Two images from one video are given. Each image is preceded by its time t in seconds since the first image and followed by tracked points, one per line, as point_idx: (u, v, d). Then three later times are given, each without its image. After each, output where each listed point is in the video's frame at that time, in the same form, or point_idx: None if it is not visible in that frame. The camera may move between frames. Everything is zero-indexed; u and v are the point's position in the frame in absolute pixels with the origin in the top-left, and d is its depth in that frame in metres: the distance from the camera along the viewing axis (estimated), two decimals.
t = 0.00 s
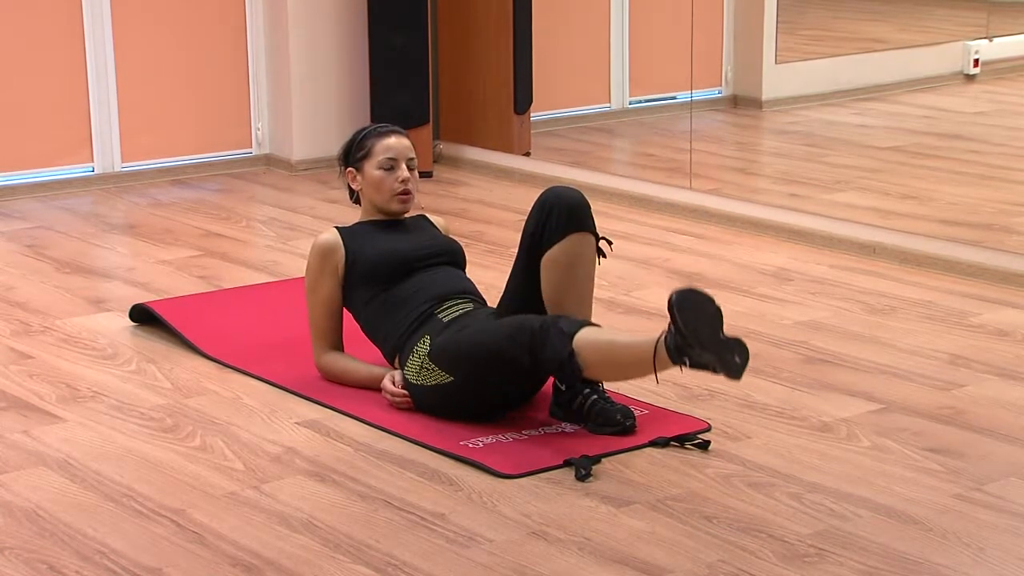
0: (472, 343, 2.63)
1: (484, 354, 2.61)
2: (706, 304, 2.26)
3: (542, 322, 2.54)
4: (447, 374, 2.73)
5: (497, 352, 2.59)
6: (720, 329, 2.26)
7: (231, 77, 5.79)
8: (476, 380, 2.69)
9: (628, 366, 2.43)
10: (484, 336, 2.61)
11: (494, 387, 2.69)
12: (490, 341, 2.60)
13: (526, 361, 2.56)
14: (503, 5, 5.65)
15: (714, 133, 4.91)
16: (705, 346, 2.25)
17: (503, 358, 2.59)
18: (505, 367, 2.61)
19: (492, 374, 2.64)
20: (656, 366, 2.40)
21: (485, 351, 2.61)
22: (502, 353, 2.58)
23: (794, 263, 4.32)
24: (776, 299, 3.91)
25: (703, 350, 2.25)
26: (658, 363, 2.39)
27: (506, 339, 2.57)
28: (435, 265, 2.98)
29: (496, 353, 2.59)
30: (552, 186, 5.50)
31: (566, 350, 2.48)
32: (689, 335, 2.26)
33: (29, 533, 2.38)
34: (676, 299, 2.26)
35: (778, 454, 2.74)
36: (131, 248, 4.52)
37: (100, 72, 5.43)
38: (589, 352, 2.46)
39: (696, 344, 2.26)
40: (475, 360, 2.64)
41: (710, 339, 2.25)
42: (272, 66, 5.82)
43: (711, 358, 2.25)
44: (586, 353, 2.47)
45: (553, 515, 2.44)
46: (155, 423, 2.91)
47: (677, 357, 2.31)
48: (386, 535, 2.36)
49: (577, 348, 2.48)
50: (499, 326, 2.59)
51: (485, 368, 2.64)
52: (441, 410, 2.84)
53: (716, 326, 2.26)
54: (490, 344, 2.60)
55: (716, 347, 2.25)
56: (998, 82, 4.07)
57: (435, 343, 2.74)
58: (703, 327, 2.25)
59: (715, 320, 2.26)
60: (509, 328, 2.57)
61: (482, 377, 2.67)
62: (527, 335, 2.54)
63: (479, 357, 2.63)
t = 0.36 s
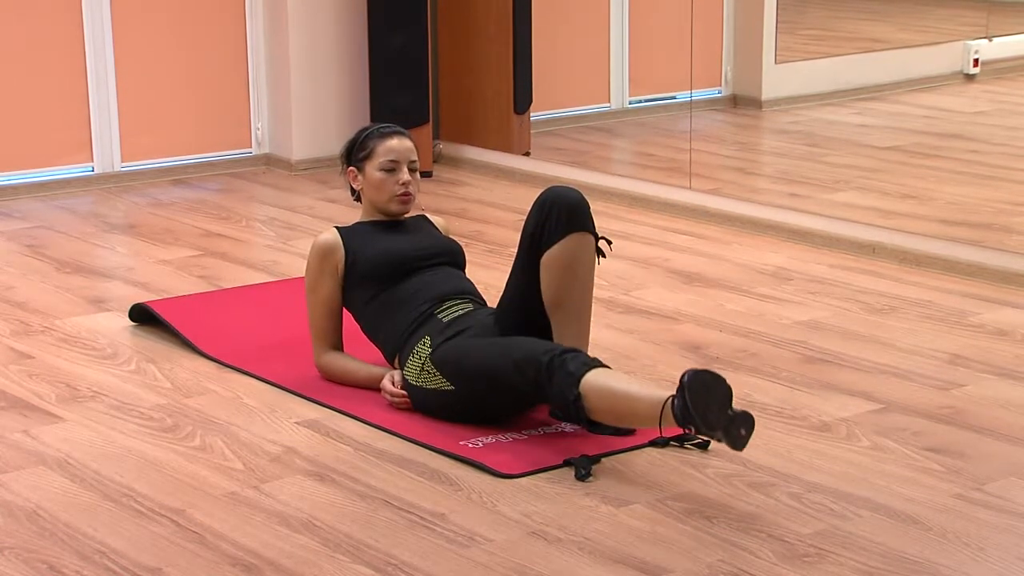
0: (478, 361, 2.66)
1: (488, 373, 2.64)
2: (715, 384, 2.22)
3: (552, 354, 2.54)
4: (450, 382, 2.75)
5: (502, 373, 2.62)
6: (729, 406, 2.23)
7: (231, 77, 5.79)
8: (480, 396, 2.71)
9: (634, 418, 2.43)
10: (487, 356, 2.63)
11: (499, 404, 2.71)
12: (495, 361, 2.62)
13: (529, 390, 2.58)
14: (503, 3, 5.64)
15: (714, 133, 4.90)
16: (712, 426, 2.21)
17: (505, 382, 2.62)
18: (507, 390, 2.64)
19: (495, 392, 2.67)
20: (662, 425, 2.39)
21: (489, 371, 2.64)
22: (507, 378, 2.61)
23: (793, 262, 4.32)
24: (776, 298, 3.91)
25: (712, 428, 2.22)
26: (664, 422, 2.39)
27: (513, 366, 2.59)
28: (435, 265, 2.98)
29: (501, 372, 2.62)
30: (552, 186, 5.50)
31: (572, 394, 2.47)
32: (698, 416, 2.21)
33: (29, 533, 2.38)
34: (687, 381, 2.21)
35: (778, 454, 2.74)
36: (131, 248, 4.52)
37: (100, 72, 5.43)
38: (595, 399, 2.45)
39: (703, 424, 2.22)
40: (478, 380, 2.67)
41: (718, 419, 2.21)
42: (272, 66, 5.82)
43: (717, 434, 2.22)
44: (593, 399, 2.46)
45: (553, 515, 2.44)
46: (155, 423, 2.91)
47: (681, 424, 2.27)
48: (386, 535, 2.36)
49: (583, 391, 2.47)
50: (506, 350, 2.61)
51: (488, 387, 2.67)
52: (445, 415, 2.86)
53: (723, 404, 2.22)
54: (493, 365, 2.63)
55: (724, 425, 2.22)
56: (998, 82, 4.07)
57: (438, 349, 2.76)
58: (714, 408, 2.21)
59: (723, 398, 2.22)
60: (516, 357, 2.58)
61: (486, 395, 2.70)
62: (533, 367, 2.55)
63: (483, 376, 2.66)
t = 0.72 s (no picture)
0: (482, 371, 2.66)
1: (491, 383, 2.65)
2: (722, 428, 2.34)
3: (558, 372, 2.54)
4: (451, 387, 2.75)
5: (505, 385, 2.62)
6: (734, 445, 2.37)
7: (231, 77, 5.79)
8: (481, 404, 2.73)
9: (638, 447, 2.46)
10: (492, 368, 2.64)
11: (498, 412, 2.73)
12: (500, 373, 2.63)
13: (533, 405, 2.60)
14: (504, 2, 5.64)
15: (714, 133, 4.91)
16: (718, 468, 2.36)
17: (507, 395, 2.64)
18: (508, 401, 2.65)
19: (496, 400, 2.68)
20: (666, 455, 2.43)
21: (492, 380, 2.65)
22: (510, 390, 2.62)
23: (793, 262, 4.32)
24: (776, 299, 3.91)
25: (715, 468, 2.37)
26: (668, 453, 2.43)
27: (519, 380, 2.59)
28: (435, 266, 2.98)
29: (505, 383, 2.62)
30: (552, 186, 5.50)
31: (578, 417, 2.50)
32: (705, 461, 2.35)
33: (29, 533, 2.38)
34: (696, 428, 2.33)
35: (778, 454, 2.74)
36: (131, 248, 4.52)
37: (100, 72, 5.43)
38: (600, 423, 2.49)
39: (708, 466, 2.36)
40: (481, 389, 2.68)
41: (723, 461, 2.36)
42: (272, 66, 5.82)
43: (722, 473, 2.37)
44: (598, 422, 2.49)
45: (553, 515, 2.44)
46: (155, 423, 2.91)
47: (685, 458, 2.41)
48: (386, 535, 2.36)
49: (590, 415, 2.50)
50: (511, 363, 2.61)
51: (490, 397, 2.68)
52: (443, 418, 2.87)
53: (730, 446, 2.36)
54: (497, 376, 2.63)
55: (727, 466, 2.36)
56: (998, 82, 4.07)
57: (440, 352, 2.76)
58: (719, 451, 2.35)
59: (729, 440, 2.36)
60: (521, 372, 2.58)
61: (486, 404, 2.71)
62: (539, 385, 2.56)
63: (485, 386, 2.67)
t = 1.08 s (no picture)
0: (483, 374, 2.66)
1: (492, 386, 2.65)
2: (722, 438, 2.36)
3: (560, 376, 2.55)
4: (451, 387, 2.75)
5: (506, 389, 2.63)
6: (734, 455, 2.40)
7: (231, 77, 5.79)
8: (481, 407, 2.73)
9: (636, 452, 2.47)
10: (493, 370, 2.64)
11: (497, 413, 2.73)
12: (500, 375, 2.63)
13: (533, 408, 2.60)
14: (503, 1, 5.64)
15: (714, 132, 4.90)
16: (717, 477, 2.39)
17: (508, 399, 2.64)
18: (508, 404, 2.66)
19: (496, 401, 2.68)
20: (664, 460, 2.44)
21: (494, 382, 2.65)
22: (511, 394, 2.62)
23: (793, 262, 4.32)
24: (776, 298, 3.91)
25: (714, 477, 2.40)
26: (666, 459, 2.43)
27: (519, 383, 2.59)
28: (435, 266, 2.98)
29: (505, 386, 2.63)
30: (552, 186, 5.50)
31: (579, 421, 2.51)
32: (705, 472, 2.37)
33: (29, 533, 2.38)
34: (695, 441, 2.34)
35: (778, 454, 2.74)
36: (131, 248, 4.52)
37: (100, 72, 5.43)
38: (599, 426, 2.49)
39: (707, 476, 2.39)
40: (482, 391, 2.68)
41: (722, 470, 2.39)
42: (272, 65, 5.82)
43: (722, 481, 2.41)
44: (598, 426, 2.50)
45: (553, 515, 2.44)
46: (155, 423, 2.91)
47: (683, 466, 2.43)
48: (386, 535, 2.36)
49: (590, 419, 2.51)
50: (512, 365, 2.62)
51: (493, 402, 2.68)
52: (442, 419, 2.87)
53: (729, 455, 2.39)
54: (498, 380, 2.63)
55: (726, 474, 2.40)
56: (998, 82, 4.07)
57: (440, 351, 2.76)
58: (719, 462, 2.37)
59: (728, 450, 2.38)
60: (522, 375, 2.59)
61: (487, 407, 2.71)
62: (541, 390, 2.56)
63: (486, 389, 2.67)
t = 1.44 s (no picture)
0: (481, 366, 2.66)
1: (492, 379, 2.65)
2: (724, 402, 2.31)
3: (558, 362, 2.54)
4: (451, 384, 2.75)
5: (506, 379, 2.62)
6: (736, 420, 2.33)
7: (231, 77, 5.79)
8: (481, 401, 2.72)
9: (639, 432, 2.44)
10: (493, 362, 2.64)
11: (498, 407, 2.72)
12: (500, 367, 2.63)
13: (534, 397, 2.59)
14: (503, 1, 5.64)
15: (714, 133, 4.90)
16: (721, 443, 2.32)
17: (508, 390, 2.63)
18: (508, 395, 2.65)
19: (496, 395, 2.67)
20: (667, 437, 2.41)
21: (493, 375, 2.65)
22: (511, 385, 2.62)
23: (793, 262, 4.32)
24: (776, 298, 3.91)
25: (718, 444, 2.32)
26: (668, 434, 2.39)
27: (519, 372, 2.59)
28: (435, 265, 2.98)
29: (506, 377, 2.62)
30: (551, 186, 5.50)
31: (580, 402, 2.48)
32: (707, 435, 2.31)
33: (29, 533, 2.38)
34: (697, 401, 2.30)
35: (778, 454, 2.74)
36: (131, 248, 4.52)
37: (100, 72, 5.43)
38: (600, 407, 2.47)
39: (710, 442, 2.32)
40: (481, 384, 2.68)
41: (725, 435, 2.32)
42: (272, 65, 5.82)
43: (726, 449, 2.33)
44: (598, 407, 2.48)
45: (553, 515, 2.44)
46: (155, 423, 2.91)
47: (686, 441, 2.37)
48: (386, 535, 2.36)
49: (590, 401, 2.48)
50: (512, 356, 2.61)
51: (493, 394, 2.68)
52: (445, 416, 2.85)
53: (731, 420, 2.32)
54: (498, 371, 2.63)
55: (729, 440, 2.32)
56: (998, 82, 4.07)
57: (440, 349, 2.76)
58: (721, 425, 2.31)
59: (731, 415, 2.32)
60: (522, 363, 2.58)
61: (488, 400, 2.70)
62: (539, 376, 2.55)
63: (486, 382, 2.67)
